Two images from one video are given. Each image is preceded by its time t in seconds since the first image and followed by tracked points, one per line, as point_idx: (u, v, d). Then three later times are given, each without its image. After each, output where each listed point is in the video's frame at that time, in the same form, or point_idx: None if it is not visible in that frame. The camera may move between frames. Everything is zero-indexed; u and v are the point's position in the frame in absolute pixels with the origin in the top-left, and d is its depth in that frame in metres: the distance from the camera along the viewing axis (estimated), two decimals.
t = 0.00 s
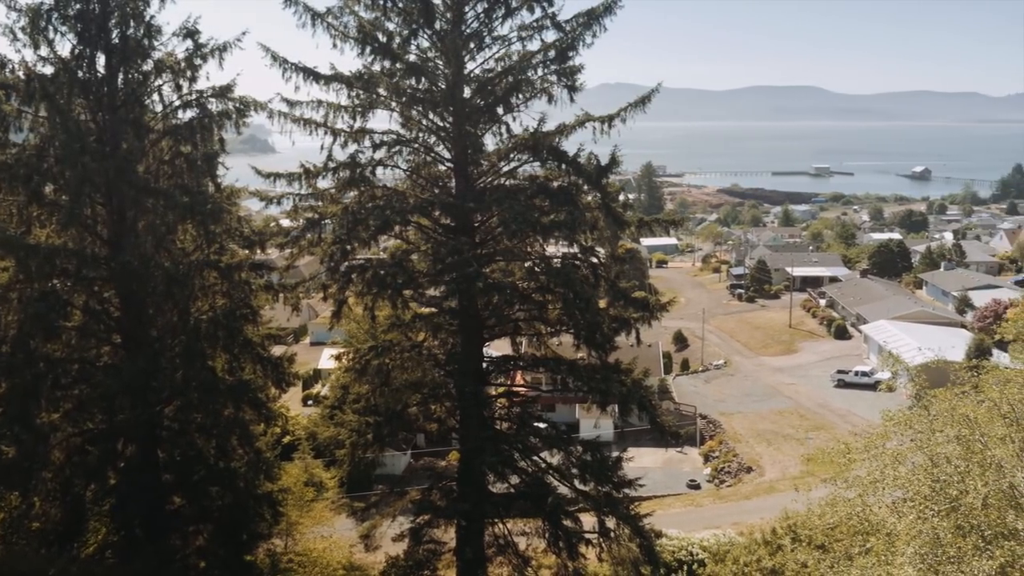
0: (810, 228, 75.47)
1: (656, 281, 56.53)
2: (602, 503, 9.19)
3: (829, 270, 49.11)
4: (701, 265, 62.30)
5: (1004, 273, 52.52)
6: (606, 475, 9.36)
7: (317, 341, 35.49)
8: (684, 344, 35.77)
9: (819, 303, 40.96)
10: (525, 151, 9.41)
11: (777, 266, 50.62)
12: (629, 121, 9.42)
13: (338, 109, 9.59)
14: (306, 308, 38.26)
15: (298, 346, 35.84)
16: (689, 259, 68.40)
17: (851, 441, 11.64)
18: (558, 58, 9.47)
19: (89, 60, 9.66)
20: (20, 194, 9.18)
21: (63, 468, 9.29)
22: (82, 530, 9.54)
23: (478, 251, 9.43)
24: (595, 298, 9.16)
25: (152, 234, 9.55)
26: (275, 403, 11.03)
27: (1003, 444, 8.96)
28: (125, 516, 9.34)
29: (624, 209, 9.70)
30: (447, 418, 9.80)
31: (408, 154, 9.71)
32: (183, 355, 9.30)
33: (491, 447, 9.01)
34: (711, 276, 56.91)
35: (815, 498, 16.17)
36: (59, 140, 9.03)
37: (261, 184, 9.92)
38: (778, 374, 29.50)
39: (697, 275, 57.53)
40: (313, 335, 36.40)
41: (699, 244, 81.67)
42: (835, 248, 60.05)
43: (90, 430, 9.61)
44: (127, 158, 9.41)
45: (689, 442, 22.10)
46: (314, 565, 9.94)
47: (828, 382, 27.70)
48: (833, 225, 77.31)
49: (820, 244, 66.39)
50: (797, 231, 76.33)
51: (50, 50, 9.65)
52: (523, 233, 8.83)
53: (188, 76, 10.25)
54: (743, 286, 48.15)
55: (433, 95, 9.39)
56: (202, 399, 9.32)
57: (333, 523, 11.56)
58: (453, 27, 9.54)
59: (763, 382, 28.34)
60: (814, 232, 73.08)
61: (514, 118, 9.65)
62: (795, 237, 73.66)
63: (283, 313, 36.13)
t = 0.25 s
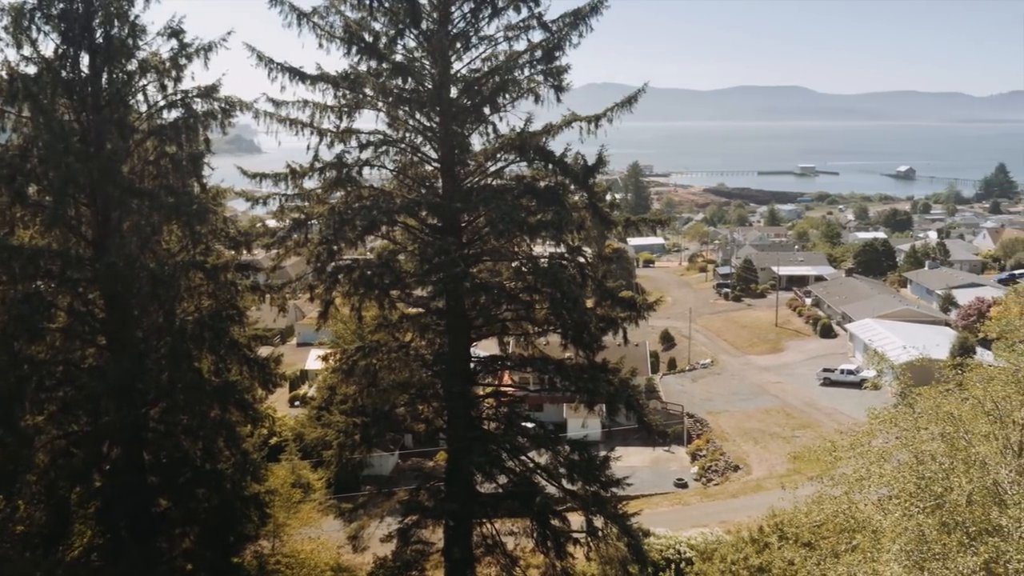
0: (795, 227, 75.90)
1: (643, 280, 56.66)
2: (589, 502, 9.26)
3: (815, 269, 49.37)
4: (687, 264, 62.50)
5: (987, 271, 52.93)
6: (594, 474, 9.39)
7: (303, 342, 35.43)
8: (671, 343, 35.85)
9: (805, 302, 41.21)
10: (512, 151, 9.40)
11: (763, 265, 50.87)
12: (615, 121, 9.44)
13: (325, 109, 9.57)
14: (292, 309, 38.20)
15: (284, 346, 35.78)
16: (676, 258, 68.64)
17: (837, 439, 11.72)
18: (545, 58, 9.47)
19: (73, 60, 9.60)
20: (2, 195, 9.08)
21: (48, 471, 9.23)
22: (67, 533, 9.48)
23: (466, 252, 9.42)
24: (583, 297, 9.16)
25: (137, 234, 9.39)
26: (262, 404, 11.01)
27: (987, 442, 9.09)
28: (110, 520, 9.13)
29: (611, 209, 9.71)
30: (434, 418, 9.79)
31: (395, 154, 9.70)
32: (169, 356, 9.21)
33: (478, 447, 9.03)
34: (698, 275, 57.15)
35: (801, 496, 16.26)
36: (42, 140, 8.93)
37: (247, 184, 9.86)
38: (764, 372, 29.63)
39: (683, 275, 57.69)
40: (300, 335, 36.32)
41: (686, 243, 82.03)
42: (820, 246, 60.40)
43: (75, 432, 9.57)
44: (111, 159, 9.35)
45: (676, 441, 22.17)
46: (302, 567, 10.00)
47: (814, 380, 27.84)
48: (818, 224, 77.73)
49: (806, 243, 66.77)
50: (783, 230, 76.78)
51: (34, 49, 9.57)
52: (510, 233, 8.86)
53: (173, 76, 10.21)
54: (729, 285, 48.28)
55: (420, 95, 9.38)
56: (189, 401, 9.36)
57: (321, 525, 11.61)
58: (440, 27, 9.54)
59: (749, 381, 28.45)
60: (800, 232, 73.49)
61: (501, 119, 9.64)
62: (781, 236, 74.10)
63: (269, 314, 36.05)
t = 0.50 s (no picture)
0: (781, 227, 76.33)
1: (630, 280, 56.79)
2: (576, 502, 9.26)
3: (800, 268, 49.63)
4: (673, 264, 62.73)
5: (970, 270, 53.38)
6: (581, 474, 9.40)
7: (289, 343, 35.36)
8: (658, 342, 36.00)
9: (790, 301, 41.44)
10: (498, 151, 9.42)
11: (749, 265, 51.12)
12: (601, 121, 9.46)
13: (310, 109, 9.55)
14: (278, 310, 38.10)
15: (271, 347, 35.74)
16: (662, 258, 68.88)
17: (823, 437, 11.81)
18: (530, 58, 9.48)
19: (55, 60, 9.53)
20: None
21: (32, 474, 9.15)
22: (51, 538, 9.34)
23: (452, 252, 9.41)
24: (569, 297, 9.16)
25: (120, 235, 9.37)
26: (248, 405, 10.96)
27: (971, 441, 9.19)
28: (95, 523, 9.11)
29: (597, 209, 9.72)
30: (421, 419, 9.81)
31: (381, 154, 9.67)
32: (153, 358, 9.15)
33: (466, 447, 9.02)
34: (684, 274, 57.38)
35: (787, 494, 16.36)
36: (23, 140, 8.84)
37: (232, 184, 9.82)
38: (751, 371, 29.76)
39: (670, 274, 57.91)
40: (286, 336, 36.25)
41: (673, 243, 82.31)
42: (805, 246, 60.79)
43: (58, 435, 9.48)
44: (95, 160, 9.27)
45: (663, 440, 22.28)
46: (289, 569, 10.07)
47: (799, 379, 27.98)
48: (803, 223, 78.18)
49: (791, 242, 67.15)
50: (768, 230, 77.21)
51: (16, 49, 9.48)
52: (496, 233, 8.86)
53: (157, 76, 10.17)
54: (715, 284, 48.49)
55: (406, 95, 9.35)
56: (174, 403, 9.27)
57: (306, 526, 11.77)
58: (425, 26, 9.54)
59: (736, 380, 28.59)
60: (785, 231, 73.93)
61: (487, 118, 9.66)
62: (766, 235, 74.49)
63: (255, 315, 35.96)
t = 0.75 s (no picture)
0: (767, 226, 76.72)
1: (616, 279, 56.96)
2: (563, 501, 9.27)
3: (785, 267, 49.93)
4: (659, 263, 63.02)
5: (953, 268, 53.82)
6: (568, 474, 9.41)
7: (275, 344, 35.39)
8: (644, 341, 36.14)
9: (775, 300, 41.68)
10: (484, 151, 9.44)
11: (734, 264, 51.42)
12: (587, 121, 9.47)
13: (295, 109, 9.53)
14: (264, 312, 38.13)
15: (255, 348, 35.72)
16: (648, 258, 69.12)
17: (808, 436, 11.90)
18: (515, 58, 9.49)
19: (37, 59, 9.44)
20: None
21: (14, 477, 9.00)
22: (34, 542, 9.24)
23: (438, 252, 9.41)
24: (555, 297, 9.15)
25: (104, 236, 9.27)
26: (233, 407, 10.92)
27: (954, 437, 9.32)
28: (78, 526, 9.08)
29: (583, 209, 9.74)
30: (408, 419, 9.79)
31: (366, 154, 9.65)
32: (137, 360, 9.10)
33: (453, 447, 9.01)
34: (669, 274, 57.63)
35: (773, 492, 16.45)
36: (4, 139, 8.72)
37: (217, 185, 9.78)
38: (736, 370, 29.88)
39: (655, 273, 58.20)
40: (272, 337, 36.29)
41: (658, 242, 82.63)
42: (790, 245, 61.19)
43: (41, 438, 9.39)
44: (78, 160, 9.19)
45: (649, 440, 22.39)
46: (274, 570, 10.13)
47: (784, 378, 28.12)
48: (788, 222, 78.74)
49: (776, 241, 67.58)
50: (754, 229, 77.66)
51: None
52: (482, 233, 8.88)
53: (141, 76, 10.13)
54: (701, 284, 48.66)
55: (391, 95, 9.33)
56: (158, 405, 9.17)
57: (293, 526, 11.91)
58: (410, 27, 9.53)
59: (721, 378, 28.73)
60: (770, 231, 74.36)
61: (473, 119, 9.66)
62: (751, 234, 74.91)
63: (240, 316, 35.96)
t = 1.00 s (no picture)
0: (752, 226, 77.11)
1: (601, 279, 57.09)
2: (550, 501, 9.29)
3: (770, 267, 50.25)
4: (644, 263, 63.24)
5: (936, 268, 54.30)
6: (555, 473, 9.43)
7: (260, 345, 35.35)
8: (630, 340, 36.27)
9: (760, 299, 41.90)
10: (470, 151, 9.45)
11: (719, 263, 51.68)
12: (572, 121, 9.51)
13: (280, 109, 9.51)
14: (249, 312, 38.04)
15: (241, 350, 35.65)
16: (635, 257, 69.36)
17: (794, 434, 11.99)
18: (501, 58, 9.50)
19: (18, 58, 9.31)
20: None
21: None
22: (17, 545, 9.15)
23: (424, 252, 9.40)
24: (542, 296, 9.15)
25: (87, 237, 9.29)
26: (219, 408, 10.89)
27: (937, 435, 9.41)
28: (63, 528, 9.03)
29: (569, 208, 9.75)
30: (394, 420, 9.76)
31: (352, 154, 9.62)
32: (121, 361, 9.06)
33: (440, 448, 8.95)
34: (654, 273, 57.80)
35: (759, 490, 16.55)
36: None
37: (201, 185, 9.70)
38: (721, 369, 30.00)
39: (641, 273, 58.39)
40: (257, 338, 36.24)
41: (644, 241, 82.89)
42: (775, 245, 61.56)
43: (24, 440, 9.33)
44: (60, 160, 9.04)
45: (635, 439, 22.48)
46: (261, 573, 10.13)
47: (770, 376, 28.25)
48: (772, 221, 79.28)
49: (761, 241, 67.99)
50: (739, 228, 78.08)
51: None
52: (468, 233, 8.88)
53: (124, 76, 10.07)
54: (686, 283, 48.87)
55: (377, 95, 9.32)
56: (143, 406, 9.20)
57: (278, 529, 11.94)
58: (395, 27, 9.54)
59: (707, 377, 28.86)
60: (756, 231, 74.82)
61: (458, 119, 9.65)
62: (736, 233, 75.32)
63: (225, 317, 35.89)
